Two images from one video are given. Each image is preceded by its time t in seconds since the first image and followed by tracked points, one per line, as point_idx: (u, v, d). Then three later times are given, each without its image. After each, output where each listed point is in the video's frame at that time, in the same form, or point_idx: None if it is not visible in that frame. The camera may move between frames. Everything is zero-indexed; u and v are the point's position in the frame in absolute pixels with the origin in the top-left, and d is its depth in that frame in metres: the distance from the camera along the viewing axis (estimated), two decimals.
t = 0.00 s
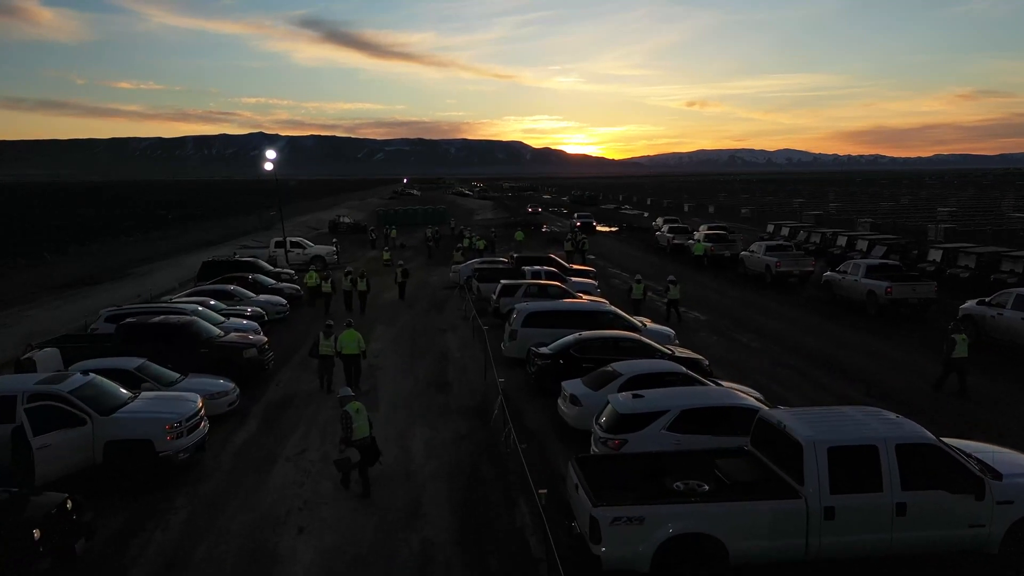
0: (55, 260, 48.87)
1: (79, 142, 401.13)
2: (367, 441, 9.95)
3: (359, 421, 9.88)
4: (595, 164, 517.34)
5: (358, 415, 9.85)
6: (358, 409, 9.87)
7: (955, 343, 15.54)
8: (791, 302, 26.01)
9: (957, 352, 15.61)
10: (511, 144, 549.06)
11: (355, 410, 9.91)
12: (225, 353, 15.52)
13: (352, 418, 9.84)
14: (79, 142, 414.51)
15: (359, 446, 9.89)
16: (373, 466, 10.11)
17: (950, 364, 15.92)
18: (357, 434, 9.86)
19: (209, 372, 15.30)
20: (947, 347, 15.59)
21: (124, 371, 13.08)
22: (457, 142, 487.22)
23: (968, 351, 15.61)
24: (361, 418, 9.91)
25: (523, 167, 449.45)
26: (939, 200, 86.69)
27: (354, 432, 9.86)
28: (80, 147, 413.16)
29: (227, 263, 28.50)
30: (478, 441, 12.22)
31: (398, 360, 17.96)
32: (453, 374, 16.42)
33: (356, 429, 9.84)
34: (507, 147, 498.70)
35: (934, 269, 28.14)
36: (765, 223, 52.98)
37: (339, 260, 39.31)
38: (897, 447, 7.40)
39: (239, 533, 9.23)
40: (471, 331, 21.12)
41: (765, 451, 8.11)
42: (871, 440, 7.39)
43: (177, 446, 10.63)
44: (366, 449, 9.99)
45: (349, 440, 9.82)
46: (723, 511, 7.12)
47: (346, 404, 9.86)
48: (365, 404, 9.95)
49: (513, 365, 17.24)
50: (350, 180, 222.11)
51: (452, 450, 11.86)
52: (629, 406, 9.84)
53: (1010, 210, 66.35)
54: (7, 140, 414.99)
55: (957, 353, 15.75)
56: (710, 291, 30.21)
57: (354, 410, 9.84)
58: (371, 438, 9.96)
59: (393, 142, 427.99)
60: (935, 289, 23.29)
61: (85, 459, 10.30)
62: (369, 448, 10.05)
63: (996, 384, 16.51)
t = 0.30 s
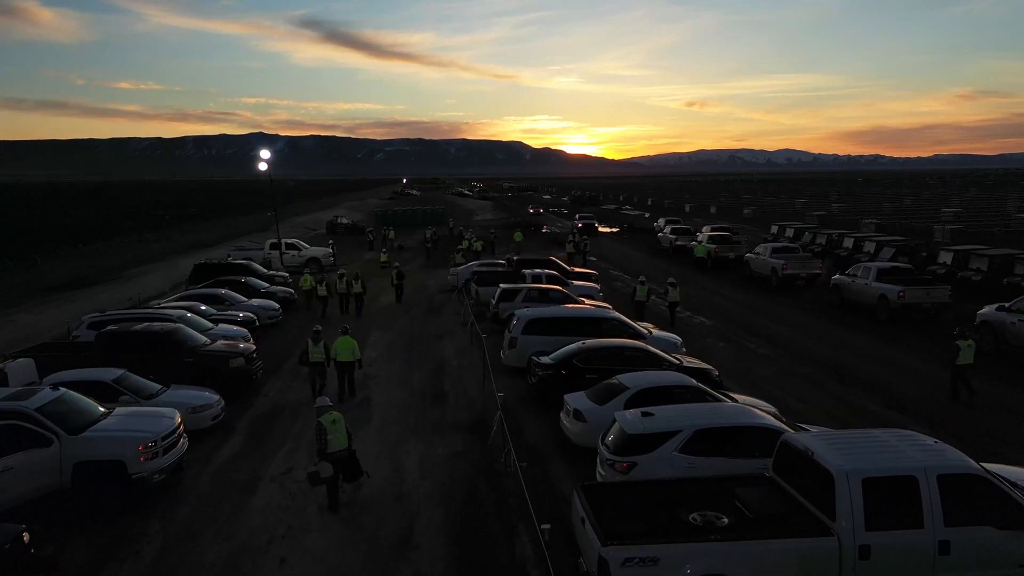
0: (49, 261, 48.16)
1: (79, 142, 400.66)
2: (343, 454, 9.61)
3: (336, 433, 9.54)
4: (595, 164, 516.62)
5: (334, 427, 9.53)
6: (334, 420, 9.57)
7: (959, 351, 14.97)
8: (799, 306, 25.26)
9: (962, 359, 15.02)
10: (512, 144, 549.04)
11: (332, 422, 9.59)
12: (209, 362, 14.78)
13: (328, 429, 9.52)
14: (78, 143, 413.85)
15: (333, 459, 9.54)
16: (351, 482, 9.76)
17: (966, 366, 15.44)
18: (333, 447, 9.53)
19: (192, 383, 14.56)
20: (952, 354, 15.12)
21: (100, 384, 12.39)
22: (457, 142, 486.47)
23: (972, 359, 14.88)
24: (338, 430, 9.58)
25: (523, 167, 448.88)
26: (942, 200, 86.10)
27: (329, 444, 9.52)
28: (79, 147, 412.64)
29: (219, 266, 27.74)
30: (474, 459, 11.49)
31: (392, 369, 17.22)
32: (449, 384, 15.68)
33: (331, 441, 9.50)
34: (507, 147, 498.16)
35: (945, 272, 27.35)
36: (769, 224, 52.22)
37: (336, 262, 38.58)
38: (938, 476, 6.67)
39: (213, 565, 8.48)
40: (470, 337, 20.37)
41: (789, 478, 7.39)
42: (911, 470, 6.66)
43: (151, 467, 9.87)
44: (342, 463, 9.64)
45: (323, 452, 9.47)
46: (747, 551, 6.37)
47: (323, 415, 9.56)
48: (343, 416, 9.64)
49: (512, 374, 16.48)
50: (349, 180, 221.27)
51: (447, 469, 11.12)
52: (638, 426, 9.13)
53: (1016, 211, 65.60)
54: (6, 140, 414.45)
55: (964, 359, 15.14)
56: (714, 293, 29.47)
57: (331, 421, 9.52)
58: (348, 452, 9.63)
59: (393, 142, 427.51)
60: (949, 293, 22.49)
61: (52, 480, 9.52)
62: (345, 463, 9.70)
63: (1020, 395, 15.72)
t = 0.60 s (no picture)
0: (40, 263, 47.38)
1: (78, 142, 399.78)
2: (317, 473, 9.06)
3: (313, 451, 8.98)
4: (596, 164, 515.86)
5: (312, 444, 8.97)
6: (313, 436, 9.02)
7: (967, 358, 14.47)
8: (809, 311, 24.49)
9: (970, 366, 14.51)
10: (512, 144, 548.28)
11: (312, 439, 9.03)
12: (193, 372, 14.03)
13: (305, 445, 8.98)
14: (78, 142, 413.46)
15: (305, 477, 8.98)
16: (329, 504, 9.23)
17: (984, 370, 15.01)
18: (307, 464, 8.96)
19: (174, 396, 13.82)
20: (961, 361, 14.82)
21: (72, 398, 11.63)
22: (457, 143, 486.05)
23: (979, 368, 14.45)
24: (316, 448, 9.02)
25: (523, 167, 448.29)
26: (945, 201, 85.56)
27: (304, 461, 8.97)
28: (78, 147, 412.01)
29: (210, 269, 27.00)
30: (472, 480, 10.75)
31: (386, 379, 16.47)
32: (446, 396, 14.92)
33: (305, 458, 8.94)
34: (507, 147, 497.31)
35: (957, 275, 26.61)
36: (772, 225, 51.48)
37: (332, 264, 37.86)
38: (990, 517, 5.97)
39: None
40: (468, 344, 19.59)
41: (820, 513, 6.65)
42: (959, 509, 5.96)
43: (122, 492, 9.11)
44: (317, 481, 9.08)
45: (297, 468, 8.93)
46: None
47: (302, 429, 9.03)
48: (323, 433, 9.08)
49: (512, 385, 15.71)
50: (349, 180, 220.66)
51: (442, 492, 10.37)
52: (650, 451, 8.37)
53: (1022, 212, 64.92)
54: (6, 140, 413.93)
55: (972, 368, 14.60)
56: (719, 296, 28.73)
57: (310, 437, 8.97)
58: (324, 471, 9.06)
59: (393, 142, 426.83)
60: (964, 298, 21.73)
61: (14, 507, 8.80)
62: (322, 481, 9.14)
63: None
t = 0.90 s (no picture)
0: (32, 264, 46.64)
1: (77, 142, 399.71)
2: (293, 489, 8.69)
3: (287, 466, 8.61)
4: (596, 165, 515.28)
5: (285, 458, 8.59)
6: (287, 451, 8.61)
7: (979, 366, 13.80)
8: (818, 315, 23.74)
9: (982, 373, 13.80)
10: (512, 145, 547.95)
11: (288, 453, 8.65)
12: (176, 384, 13.27)
13: (280, 459, 8.63)
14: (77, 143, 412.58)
15: (277, 492, 8.65)
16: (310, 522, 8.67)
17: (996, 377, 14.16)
18: (279, 479, 8.62)
19: (155, 409, 13.08)
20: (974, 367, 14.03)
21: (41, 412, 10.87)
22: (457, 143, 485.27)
23: (990, 375, 13.72)
24: (290, 463, 8.64)
25: (523, 168, 448.33)
26: (949, 201, 85.01)
27: (277, 475, 8.65)
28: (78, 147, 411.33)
29: (202, 272, 26.24)
30: (469, 504, 10.00)
31: (381, 389, 15.72)
32: (442, 408, 14.16)
33: (277, 473, 8.62)
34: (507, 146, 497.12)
35: (969, 277, 25.85)
36: (776, 227, 50.75)
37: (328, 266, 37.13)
38: None
39: None
40: (466, 352, 18.82)
41: (859, 554, 5.94)
42: (1019, 559, 5.31)
43: (87, 522, 8.37)
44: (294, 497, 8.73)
45: (266, 482, 8.61)
46: None
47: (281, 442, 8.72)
48: (299, 449, 8.63)
49: (512, 396, 14.94)
50: (349, 181, 220.00)
51: (436, 518, 9.62)
52: (663, 478, 7.63)
53: None
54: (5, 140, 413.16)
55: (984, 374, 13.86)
56: (723, 299, 28.03)
57: (286, 452, 8.59)
58: (299, 488, 8.70)
59: (392, 141, 426.71)
60: (979, 303, 20.97)
61: None
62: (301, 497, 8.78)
63: None
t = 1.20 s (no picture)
0: (25, 266, 45.82)
1: (77, 142, 398.86)
2: (264, 510, 8.17)
3: (258, 485, 8.11)
4: (596, 165, 514.46)
5: (254, 478, 8.08)
6: (256, 471, 8.09)
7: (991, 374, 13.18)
8: (828, 321, 22.95)
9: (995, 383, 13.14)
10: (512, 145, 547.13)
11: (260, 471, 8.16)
12: (156, 399, 12.47)
13: (250, 479, 8.13)
14: (77, 142, 411.89)
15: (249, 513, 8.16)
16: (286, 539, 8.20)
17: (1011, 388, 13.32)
18: (249, 500, 8.12)
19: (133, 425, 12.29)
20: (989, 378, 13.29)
21: (7, 430, 10.08)
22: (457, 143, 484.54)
23: (1003, 385, 13.00)
24: (261, 483, 8.14)
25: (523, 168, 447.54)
26: (952, 201, 84.50)
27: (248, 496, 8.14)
28: (77, 147, 410.46)
29: (192, 276, 25.43)
30: (465, 534, 9.21)
31: (374, 402, 14.92)
32: (438, 423, 13.36)
33: (246, 494, 8.10)
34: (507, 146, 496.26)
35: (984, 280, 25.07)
36: (781, 229, 50.00)
37: (324, 269, 36.32)
38: None
39: None
40: (464, 360, 18.01)
41: None
42: None
43: (43, 559, 7.55)
44: (266, 518, 8.21)
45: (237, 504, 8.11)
46: None
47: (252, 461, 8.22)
48: (269, 468, 8.10)
49: (513, 409, 14.13)
50: (349, 181, 219.27)
51: (429, 550, 8.81)
52: (681, 515, 6.84)
53: None
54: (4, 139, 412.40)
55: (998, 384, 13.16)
56: (730, 302, 27.24)
57: (255, 471, 8.09)
58: (273, 507, 8.19)
59: (392, 141, 426.03)
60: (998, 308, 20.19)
61: None
62: (275, 517, 8.26)
63: None
